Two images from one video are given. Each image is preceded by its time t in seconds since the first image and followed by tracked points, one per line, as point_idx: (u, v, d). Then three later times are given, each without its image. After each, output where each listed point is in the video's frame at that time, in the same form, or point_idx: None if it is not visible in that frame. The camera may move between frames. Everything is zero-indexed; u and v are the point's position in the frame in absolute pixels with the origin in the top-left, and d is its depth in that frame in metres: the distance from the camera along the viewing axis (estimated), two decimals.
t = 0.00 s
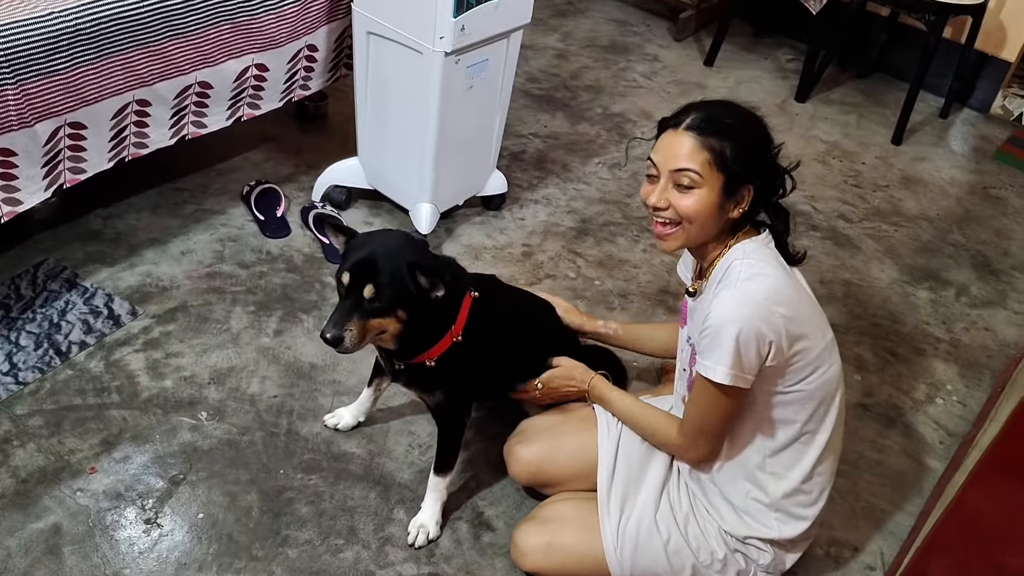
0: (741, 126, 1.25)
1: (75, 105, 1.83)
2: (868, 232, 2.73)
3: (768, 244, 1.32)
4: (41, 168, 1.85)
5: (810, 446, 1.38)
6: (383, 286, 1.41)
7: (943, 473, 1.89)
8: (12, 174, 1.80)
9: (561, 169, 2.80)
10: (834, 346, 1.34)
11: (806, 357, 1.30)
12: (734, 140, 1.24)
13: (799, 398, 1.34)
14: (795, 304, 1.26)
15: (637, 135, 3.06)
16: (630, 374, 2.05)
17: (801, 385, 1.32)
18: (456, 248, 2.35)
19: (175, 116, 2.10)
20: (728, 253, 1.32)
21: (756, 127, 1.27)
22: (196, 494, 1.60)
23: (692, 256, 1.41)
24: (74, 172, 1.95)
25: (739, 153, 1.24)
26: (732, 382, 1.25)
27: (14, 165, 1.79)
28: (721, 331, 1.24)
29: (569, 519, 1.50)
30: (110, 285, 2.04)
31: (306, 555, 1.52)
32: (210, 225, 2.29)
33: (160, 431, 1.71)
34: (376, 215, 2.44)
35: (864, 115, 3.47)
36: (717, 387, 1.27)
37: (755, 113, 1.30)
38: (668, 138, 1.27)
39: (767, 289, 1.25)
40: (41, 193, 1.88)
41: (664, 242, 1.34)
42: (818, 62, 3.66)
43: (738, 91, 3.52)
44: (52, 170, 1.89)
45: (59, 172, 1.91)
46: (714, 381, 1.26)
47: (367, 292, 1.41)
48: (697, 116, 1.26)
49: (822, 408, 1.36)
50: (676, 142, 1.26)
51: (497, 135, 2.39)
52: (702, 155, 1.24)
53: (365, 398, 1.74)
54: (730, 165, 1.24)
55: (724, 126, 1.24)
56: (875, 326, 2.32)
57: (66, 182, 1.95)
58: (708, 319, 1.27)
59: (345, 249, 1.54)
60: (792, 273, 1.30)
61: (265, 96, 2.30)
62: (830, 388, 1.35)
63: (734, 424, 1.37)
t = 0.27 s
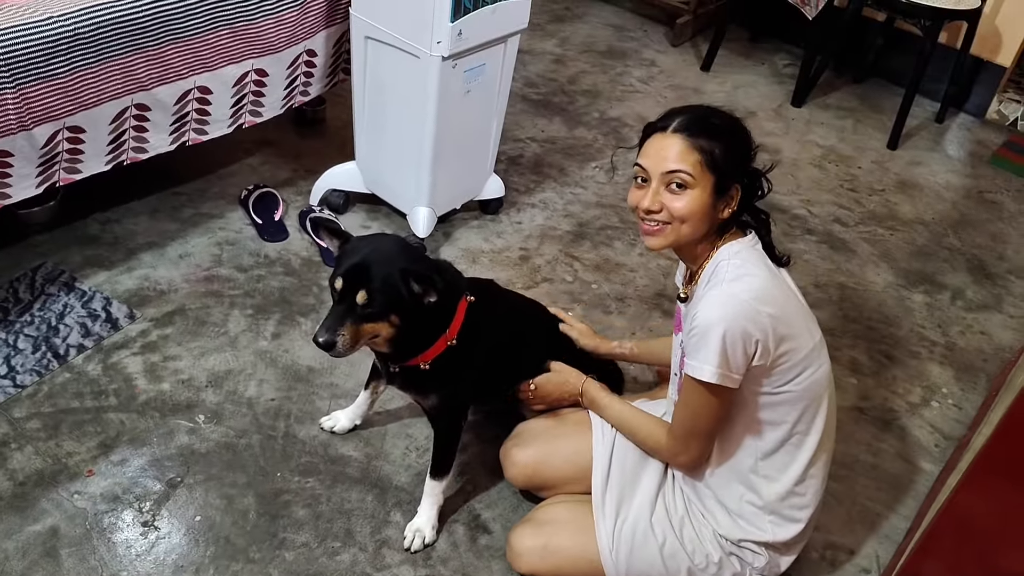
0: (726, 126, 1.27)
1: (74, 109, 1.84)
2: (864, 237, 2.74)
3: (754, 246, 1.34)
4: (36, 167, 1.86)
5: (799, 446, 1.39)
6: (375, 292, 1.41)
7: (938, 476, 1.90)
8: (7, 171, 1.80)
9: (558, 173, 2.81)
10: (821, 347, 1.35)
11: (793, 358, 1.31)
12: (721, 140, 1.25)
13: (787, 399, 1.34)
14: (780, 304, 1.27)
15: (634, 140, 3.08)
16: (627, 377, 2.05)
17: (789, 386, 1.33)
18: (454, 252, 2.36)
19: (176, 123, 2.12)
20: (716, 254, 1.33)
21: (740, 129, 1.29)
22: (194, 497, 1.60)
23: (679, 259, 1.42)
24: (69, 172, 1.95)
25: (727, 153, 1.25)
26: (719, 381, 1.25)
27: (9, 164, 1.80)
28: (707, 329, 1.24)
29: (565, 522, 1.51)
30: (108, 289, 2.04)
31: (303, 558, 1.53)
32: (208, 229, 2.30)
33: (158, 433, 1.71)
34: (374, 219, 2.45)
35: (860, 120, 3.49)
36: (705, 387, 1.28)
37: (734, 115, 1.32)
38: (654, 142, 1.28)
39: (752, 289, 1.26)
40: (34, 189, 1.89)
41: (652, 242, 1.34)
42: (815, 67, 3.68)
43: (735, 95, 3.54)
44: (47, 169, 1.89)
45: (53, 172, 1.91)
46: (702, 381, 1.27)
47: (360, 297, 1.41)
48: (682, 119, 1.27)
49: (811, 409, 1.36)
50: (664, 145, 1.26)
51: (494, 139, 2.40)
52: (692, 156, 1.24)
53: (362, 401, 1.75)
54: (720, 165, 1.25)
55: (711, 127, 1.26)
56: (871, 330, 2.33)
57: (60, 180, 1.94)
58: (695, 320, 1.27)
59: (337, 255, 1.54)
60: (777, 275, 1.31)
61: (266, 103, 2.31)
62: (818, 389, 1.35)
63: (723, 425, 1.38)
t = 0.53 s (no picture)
0: (716, 125, 1.28)
1: (73, 109, 1.84)
2: (862, 238, 2.74)
3: (750, 246, 1.34)
4: (39, 173, 1.87)
5: (800, 446, 1.39)
6: (371, 296, 1.41)
7: (936, 476, 1.90)
8: (9, 176, 1.81)
9: (557, 174, 2.82)
10: (820, 346, 1.36)
11: (794, 359, 1.31)
12: (713, 139, 1.26)
13: (788, 399, 1.34)
14: (780, 305, 1.27)
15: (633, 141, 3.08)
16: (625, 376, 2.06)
17: (789, 386, 1.33)
18: (452, 252, 2.36)
19: (177, 126, 2.13)
20: (715, 256, 1.34)
21: (731, 128, 1.30)
22: (192, 497, 1.60)
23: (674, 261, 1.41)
24: (74, 179, 1.97)
25: (720, 151, 1.26)
26: (722, 383, 1.25)
27: (11, 168, 1.81)
28: (709, 332, 1.24)
29: (562, 521, 1.51)
30: (106, 289, 2.04)
31: (301, 557, 1.52)
32: (207, 229, 2.30)
33: (155, 433, 1.71)
34: (373, 220, 2.45)
35: (859, 122, 3.49)
36: (708, 388, 1.28)
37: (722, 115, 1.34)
38: (645, 145, 1.28)
39: (752, 291, 1.26)
40: (36, 195, 1.90)
41: (649, 246, 1.33)
42: (813, 69, 3.69)
43: (733, 97, 3.54)
44: (51, 176, 1.91)
45: (58, 178, 1.93)
46: (705, 384, 1.27)
47: (356, 301, 1.41)
48: (671, 121, 1.28)
49: (810, 409, 1.36)
50: (656, 147, 1.26)
51: (493, 140, 2.40)
52: (684, 156, 1.25)
53: (360, 401, 1.75)
54: (713, 163, 1.25)
55: (702, 127, 1.27)
56: (869, 330, 2.33)
57: (66, 187, 1.96)
58: (697, 322, 1.27)
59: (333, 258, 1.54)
60: (776, 276, 1.32)
61: (264, 102, 2.31)
62: (818, 389, 1.36)
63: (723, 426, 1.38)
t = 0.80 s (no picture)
0: (707, 130, 1.29)
1: (71, 110, 1.85)
2: (859, 239, 2.74)
3: (738, 249, 1.34)
4: (37, 174, 1.87)
5: (791, 447, 1.39)
6: (360, 303, 1.41)
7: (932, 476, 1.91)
8: (7, 176, 1.82)
9: (554, 175, 2.82)
10: (809, 347, 1.36)
11: (782, 360, 1.31)
12: (704, 143, 1.27)
13: (778, 401, 1.35)
14: (768, 308, 1.28)
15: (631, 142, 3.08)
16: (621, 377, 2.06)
17: (780, 388, 1.33)
18: (449, 253, 2.37)
19: (175, 126, 2.13)
20: (702, 259, 1.34)
21: (722, 132, 1.31)
22: (188, 497, 1.61)
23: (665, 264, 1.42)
24: (73, 182, 1.97)
25: (710, 155, 1.26)
26: (710, 388, 1.26)
27: (9, 168, 1.81)
28: (697, 337, 1.24)
29: (557, 521, 1.51)
30: (104, 290, 2.05)
31: (297, 557, 1.53)
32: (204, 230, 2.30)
33: (153, 434, 1.72)
34: (370, 220, 2.46)
35: (856, 123, 3.50)
36: (696, 393, 1.28)
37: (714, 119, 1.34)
38: (636, 148, 1.29)
39: (739, 295, 1.26)
40: (36, 198, 1.91)
41: (638, 248, 1.34)
42: (811, 70, 3.69)
43: (731, 98, 3.55)
44: (49, 177, 1.91)
45: (57, 180, 1.93)
46: (693, 388, 1.27)
47: (345, 308, 1.41)
48: (662, 124, 1.29)
49: (801, 409, 1.37)
50: (647, 150, 1.27)
51: (490, 141, 2.41)
52: (675, 160, 1.25)
53: (356, 401, 1.75)
54: (703, 168, 1.26)
55: (692, 131, 1.28)
56: (865, 330, 2.34)
57: (65, 189, 1.97)
58: (684, 327, 1.28)
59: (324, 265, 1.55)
60: (764, 278, 1.32)
61: (263, 103, 2.32)
62: (808, 389, 1.36)
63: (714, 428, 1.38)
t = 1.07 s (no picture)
0: (704, 130, 1.28)
1: (68, 109, 1.84)
2: (858, 238, 2.74)
3: (736, 250, 1.34)
4: (37, 175, 1.87)
5: (788, 447, 1.39)
6: (351, 305, 1.41)
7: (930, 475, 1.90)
8: (7, 179, 1.82)
9: (553, 175, 2.82)
10: (807, 347, 1.36)
11: (780, 361, 1.31)
12: (701, 144, 1.27)
13: (776, 402, 1.35)
14: (765, 308, 1.28)
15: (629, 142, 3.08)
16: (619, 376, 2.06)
17: (778, 388, 1.33)
18: (448, 252, 2.36)
19: (170, 123, 2.12)
20: (700, 260, 1.34)
21: (720, 132, 1.31)
22: (185, 495, 1.61)
23: (663, 264, 1.42)
24: (70, 180, 1.97)
25: (707, 157, 1.26)
26: (708, 389, 1.26)
27: (9, 171, 1.81)
28: (694, 338, 1.24)
29: (554, 520, 1.51)
30: (101, 289, 2.05)
31: (293, 555, 1.53)
32: (202, 229, 2.30)
33: (149, 432, 1.72)
34: (368, 220, 2.46)
35: (855, 123, 3.50)
36: (694, 394, 1.28)
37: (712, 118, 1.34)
38: (633, 149, 1.29)
39: (736, 296, 1.26)
40: (37, 199, 1.91)
41: (635, 248, 1.34)
42: (810, 70, 3.69)
43: (730, 98, 3.55)
44: (49, 177, 1.91)
45: (56, 180, 1.93)
46: (691, 390, 1.27)
47: (337, 311, 1.42)
48: (660, 124, 1.29)
49: (799, 410, 1.37)
50: (643, 151, 1.27)
51: (488, 141, 2.41)
52: (671, 163, 1.25)
53: (352, 400, 1.75)
54: (700, 169, 1.26)
55: (689, 132, 1.27)
56: (863, 330, 2.34)
57: (64, 188, 1.96)
58: (681, 328, 1.27)
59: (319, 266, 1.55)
60: (761, 279, 1.32)
61: (261, 103, 2.32)
62: (806, 390, 1.36)
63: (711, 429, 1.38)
